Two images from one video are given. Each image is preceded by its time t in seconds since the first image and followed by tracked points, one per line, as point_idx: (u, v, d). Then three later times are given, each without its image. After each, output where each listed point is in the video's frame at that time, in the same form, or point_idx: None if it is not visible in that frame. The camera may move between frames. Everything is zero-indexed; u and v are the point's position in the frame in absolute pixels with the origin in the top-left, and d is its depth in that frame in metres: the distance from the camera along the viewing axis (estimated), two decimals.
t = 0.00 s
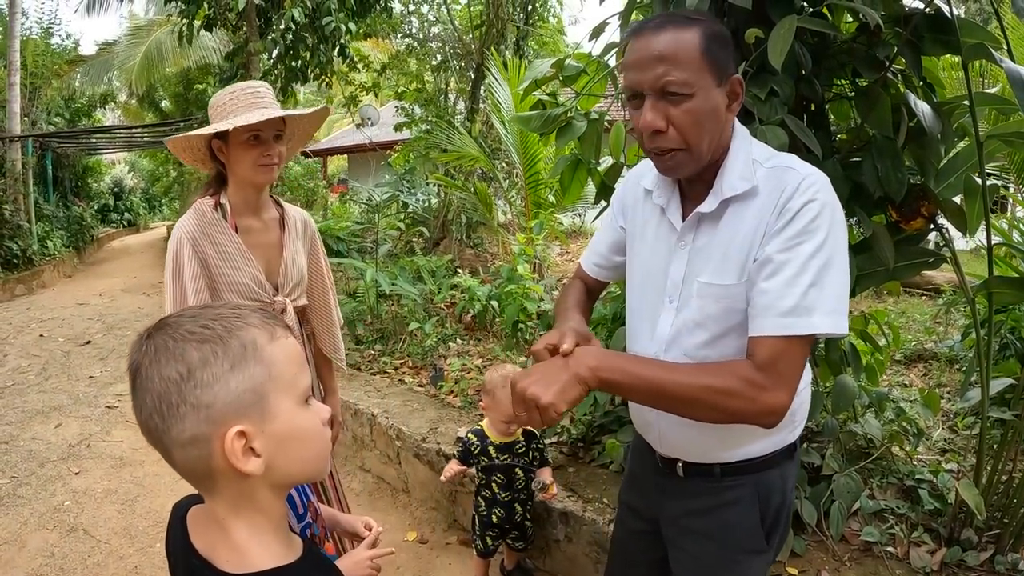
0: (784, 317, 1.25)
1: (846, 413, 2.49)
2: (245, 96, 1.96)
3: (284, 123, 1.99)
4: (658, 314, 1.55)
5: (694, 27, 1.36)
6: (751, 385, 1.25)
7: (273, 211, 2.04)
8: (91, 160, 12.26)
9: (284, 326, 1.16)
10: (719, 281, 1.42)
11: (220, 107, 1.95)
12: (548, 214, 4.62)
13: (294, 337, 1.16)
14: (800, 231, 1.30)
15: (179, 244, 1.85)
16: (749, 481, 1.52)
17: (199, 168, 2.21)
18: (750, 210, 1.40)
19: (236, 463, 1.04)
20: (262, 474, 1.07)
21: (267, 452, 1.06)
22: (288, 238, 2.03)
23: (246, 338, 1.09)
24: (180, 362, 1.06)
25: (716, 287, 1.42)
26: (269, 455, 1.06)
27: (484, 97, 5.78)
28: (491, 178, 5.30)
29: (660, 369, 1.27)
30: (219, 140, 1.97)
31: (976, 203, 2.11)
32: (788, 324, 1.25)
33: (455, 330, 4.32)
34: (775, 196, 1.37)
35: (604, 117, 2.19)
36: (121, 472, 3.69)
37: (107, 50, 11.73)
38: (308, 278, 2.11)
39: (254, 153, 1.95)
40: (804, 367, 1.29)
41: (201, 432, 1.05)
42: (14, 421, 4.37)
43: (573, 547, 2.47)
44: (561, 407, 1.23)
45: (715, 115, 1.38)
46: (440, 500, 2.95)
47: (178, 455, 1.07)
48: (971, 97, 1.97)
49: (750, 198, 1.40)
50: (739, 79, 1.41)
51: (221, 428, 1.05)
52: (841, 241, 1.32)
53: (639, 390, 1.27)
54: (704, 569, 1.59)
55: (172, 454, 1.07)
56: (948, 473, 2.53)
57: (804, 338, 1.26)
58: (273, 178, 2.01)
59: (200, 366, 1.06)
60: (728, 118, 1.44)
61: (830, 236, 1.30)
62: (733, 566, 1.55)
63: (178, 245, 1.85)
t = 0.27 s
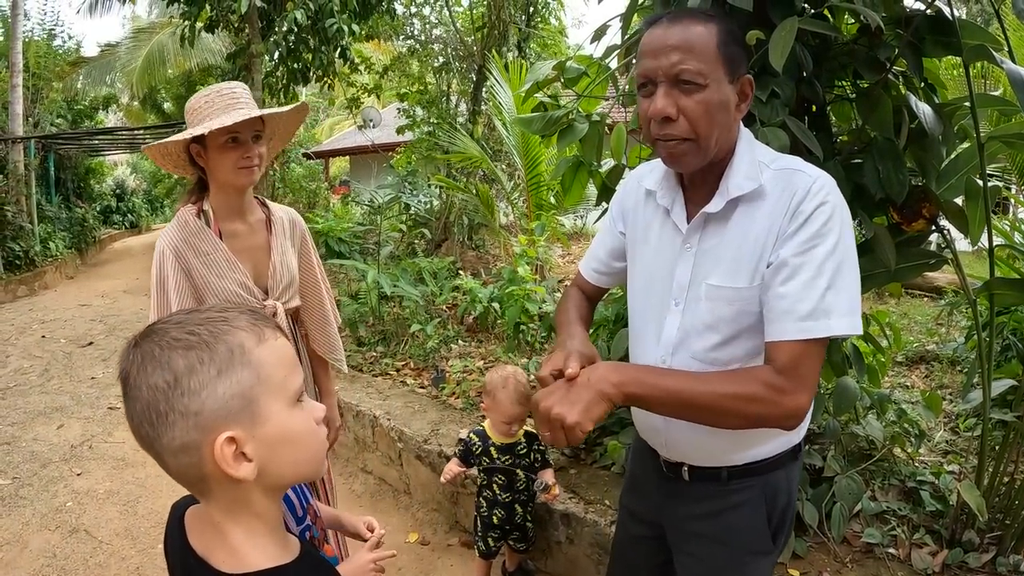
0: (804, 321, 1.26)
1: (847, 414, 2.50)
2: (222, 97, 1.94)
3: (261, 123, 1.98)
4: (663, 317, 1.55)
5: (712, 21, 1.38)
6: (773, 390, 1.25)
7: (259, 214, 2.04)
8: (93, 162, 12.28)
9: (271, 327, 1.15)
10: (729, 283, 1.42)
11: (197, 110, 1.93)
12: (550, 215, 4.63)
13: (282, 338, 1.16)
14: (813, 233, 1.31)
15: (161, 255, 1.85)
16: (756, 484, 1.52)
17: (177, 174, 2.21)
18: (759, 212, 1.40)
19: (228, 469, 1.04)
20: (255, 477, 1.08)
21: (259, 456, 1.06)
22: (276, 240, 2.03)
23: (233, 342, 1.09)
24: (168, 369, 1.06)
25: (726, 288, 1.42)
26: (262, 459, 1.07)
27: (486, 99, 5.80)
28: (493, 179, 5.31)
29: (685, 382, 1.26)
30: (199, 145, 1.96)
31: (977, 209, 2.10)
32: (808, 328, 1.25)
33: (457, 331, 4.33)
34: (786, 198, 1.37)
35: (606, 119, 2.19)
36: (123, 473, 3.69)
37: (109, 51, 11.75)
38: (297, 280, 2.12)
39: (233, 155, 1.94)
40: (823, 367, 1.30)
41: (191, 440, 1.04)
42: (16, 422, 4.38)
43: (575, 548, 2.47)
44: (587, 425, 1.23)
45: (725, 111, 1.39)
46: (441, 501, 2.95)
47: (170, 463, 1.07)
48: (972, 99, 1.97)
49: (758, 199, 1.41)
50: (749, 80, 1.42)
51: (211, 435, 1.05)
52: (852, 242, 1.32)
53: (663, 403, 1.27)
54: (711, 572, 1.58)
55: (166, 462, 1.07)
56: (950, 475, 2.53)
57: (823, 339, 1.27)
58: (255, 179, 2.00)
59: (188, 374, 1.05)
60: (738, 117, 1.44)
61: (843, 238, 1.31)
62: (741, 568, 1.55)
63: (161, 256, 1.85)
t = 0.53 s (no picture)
0: (836, 334, 1.26)
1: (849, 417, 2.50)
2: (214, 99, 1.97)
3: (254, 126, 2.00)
4: (669, 320, 1.56)
5: (694, 28, 1.40)
6: (813, 404, 1.26)
7: (254, 217, 2.05)
8: (97, 163, 12.32)
9: (272, 328, 1.16)
10: (740, 289, 1.42)
11: (190, 114, 1.96)
12: (553, 218, 4.64)
13: (282, 339, 1.16)
14: (835, 245, 1.31)
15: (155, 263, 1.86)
16: (755, 489, 1.53)
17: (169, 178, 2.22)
18: (773, 219, 1.40)
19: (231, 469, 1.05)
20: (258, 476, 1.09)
21: (261, 455, 1.07)
22: (272, 242, 2.04)
23: (233, 344, 1.09)
24: (170, 372, 1.07)
25: (736, 294, 1.42)
26: (264, 458, 1.07)
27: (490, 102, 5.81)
28: (496, 182, 5.32)
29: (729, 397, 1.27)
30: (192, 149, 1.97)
31: (979, 215, 2.09)
32: (841, 340, 1.26)
33: (460, 334, 4.34)
34: (803, 206, 1.37)
35: (609, 123, 2.20)
36: (126, 474, 3.70)
37: (113, 53, 11.79)
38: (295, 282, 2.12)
39: (226, 159, 1.95)
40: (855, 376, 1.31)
41: (193, 440, 1.05)
42: (20, 423, 4.39)
43: (577, 551, 2.47)
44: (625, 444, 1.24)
45: (710, 115, 1.40)
46: (444, 503, 2.96)
47: (174, 463, 1.08)
48: (974, 103, 1.97)
49: (772, 206, 1.40)
50: (740, 79, 1.40)
51: (213, 435, 1.05)
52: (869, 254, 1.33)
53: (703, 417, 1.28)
54: None
55: (170, 463, 1.08)
56: (952, 479, 2.53)
57: (851, 352, 1.28)
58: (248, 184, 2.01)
59: (189, 375, 1.06)
60: (734, 118, 1.44)
61: (861, 249, 1.31)
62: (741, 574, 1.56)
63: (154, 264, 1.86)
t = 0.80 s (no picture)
0: (834, 336, 1.27)
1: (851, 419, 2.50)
2: (220, 102, 2.00)
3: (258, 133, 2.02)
4: (668, 318, 1.56)
5: (684, 33, 1.42)
6: (816, 409, 1.28)
7: (252, 219, 2.06)
8: (100, 164, 12.34)
9: (280, 328, 1.17)
10: (737, 288, 1.42)
11: (194, 113, 1.98)
12: (555, 220, 4.65)
13: (290, 338, 1.17)
14: (832, 247, 1.30)
15: (151, 268, 1.86)
16: (749, 493, 1.53)
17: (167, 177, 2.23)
18: (770, 219, 1.40)
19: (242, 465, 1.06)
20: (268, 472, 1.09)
21: (272, 451, 1.07)
22: (272, 244, 2.05)
23: (242, 342, 1.10)
24: (181, 370, 1.08)
25: (733, 292, 1.42)
26: (275, 454, 1.08)
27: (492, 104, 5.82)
28: (498, 183, 5.33)
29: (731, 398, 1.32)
30: (192, 151, 1.98)
31: (981, 213, 2.10)
32: (839, 343, 1.27)
33: (463, 335, 4.34)
34: (801, 207, 1.37)
35: (612, 125, 2.20)
36: (129, 475, 3.70)
37: (116, 54, 11.81)
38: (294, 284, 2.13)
39: (230, 162, 1.97)
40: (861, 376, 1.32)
41: (205, 437, 1.06)
42: (23, 423, 4.40)
43: (579, 552, 2.47)
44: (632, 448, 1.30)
45: (694, 119, 1.41)
46: (446, 504, 2.96)
47: (185, 461, 1.08)
48: (976, 105, 1.97)
49: (770, 206, 1.41)
50: (728, 81, 1.39)
51: (225, 432, 1.06)
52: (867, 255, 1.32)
53: (701, 418, 1.32)
54: None
55: (181, 461, 1.09)
56: (954, 481, 2.53)
57: (851, 355, 1.29)
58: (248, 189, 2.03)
59: (200, 373, 1.07)
60: (726, 119, 1.42)
61: (859, 251, 1.31)
62: None
63: (150, 270, 1.86)
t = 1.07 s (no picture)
0: (829, 332, 1.27)
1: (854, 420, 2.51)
2: (221, 104, 2.01)
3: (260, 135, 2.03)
4: (667, 318, 1.56)
5: (690, 35, 1.42)
6: (815, 405, 1.28)
7: (251, 221, 2.06)
8: (102, 165, 12.36)
9: (286, 328, 1.17)
10: (734, 285, 1.42)
11: (194, 114, 1.99)
12: (558, 221, 4.65)
13: (296, 338, 1.17)
14: (827, 244, 1.30)
15: (153, 271, 1.85)
16: (746, 492, 1.53)
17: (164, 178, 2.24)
18: (765, 218, 1.41)
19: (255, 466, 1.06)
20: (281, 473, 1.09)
21: (285, 452, 1.08)
22: (272, 244, 2.06)
23: (250, 344, 1.10)
24: (190, 375, 1.07)
25: (730, 290, 1.43)
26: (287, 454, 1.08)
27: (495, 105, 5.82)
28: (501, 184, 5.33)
29: (728, 396, 1.32)
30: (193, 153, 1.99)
31: (984, 217, 2.13)
32: (835, 338, 1.26)
33: (465, 336, 4.35)
34: (795, 206, 1.38)
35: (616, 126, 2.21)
36: (131, 476, 3.71)
37: (119, 55, 11.82)
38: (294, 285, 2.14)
39: (231, 165, 1.98)
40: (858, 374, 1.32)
41: (218, 441, 1.06)
42: (25, 424, 4.41)
43: (582, 553, 2.47)
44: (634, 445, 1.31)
45: (699, 118, 1.41)
46: (449, 505, 2.96)
47: (198, 467, 1.08)
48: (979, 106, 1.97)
49: (766, 206, 1.42)
50: (734, 83, 1.40)
51: (237, 435, 1.06)
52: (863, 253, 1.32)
53: (701, 415, 1.32)
54: None
55: (193, 466, 1.08)
56: (957, 482, 2.53)
57: (847, 351, 1.28)
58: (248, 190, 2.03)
59: (210, 377, 1.07)
60: (731, 120, 1.43)
61: (855, 248, 1.30)
62: None
63: (152, 273, 1.85)
